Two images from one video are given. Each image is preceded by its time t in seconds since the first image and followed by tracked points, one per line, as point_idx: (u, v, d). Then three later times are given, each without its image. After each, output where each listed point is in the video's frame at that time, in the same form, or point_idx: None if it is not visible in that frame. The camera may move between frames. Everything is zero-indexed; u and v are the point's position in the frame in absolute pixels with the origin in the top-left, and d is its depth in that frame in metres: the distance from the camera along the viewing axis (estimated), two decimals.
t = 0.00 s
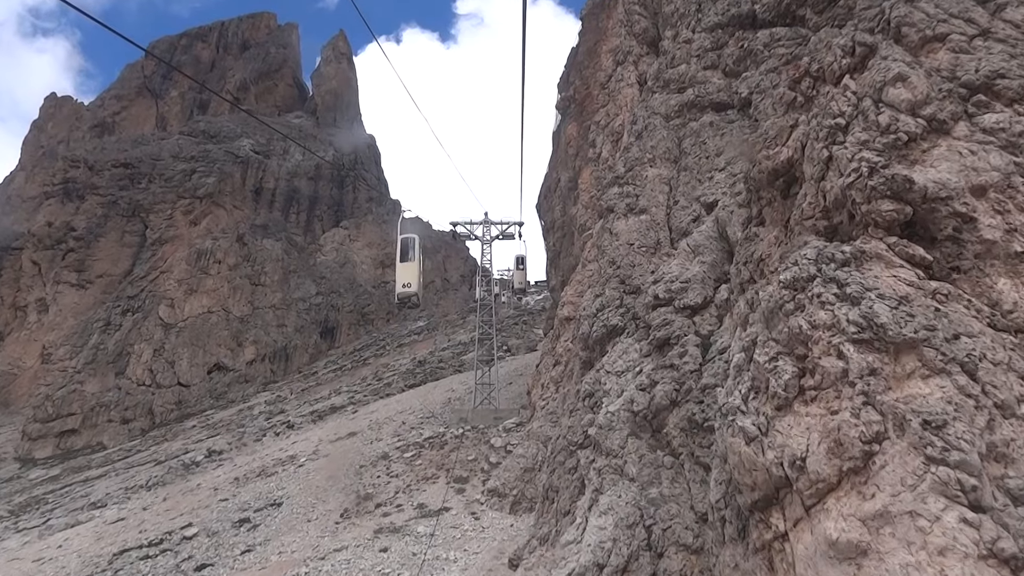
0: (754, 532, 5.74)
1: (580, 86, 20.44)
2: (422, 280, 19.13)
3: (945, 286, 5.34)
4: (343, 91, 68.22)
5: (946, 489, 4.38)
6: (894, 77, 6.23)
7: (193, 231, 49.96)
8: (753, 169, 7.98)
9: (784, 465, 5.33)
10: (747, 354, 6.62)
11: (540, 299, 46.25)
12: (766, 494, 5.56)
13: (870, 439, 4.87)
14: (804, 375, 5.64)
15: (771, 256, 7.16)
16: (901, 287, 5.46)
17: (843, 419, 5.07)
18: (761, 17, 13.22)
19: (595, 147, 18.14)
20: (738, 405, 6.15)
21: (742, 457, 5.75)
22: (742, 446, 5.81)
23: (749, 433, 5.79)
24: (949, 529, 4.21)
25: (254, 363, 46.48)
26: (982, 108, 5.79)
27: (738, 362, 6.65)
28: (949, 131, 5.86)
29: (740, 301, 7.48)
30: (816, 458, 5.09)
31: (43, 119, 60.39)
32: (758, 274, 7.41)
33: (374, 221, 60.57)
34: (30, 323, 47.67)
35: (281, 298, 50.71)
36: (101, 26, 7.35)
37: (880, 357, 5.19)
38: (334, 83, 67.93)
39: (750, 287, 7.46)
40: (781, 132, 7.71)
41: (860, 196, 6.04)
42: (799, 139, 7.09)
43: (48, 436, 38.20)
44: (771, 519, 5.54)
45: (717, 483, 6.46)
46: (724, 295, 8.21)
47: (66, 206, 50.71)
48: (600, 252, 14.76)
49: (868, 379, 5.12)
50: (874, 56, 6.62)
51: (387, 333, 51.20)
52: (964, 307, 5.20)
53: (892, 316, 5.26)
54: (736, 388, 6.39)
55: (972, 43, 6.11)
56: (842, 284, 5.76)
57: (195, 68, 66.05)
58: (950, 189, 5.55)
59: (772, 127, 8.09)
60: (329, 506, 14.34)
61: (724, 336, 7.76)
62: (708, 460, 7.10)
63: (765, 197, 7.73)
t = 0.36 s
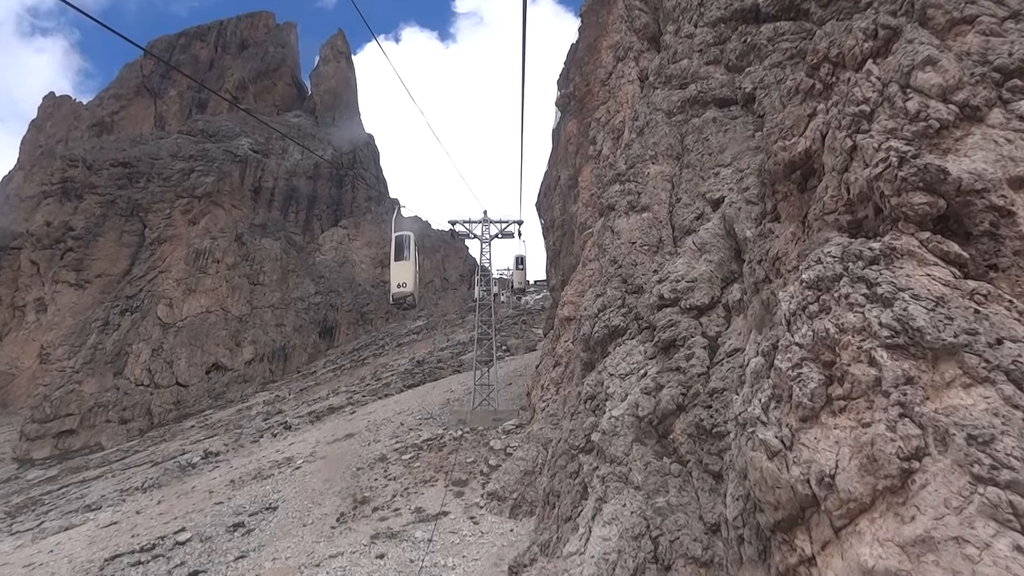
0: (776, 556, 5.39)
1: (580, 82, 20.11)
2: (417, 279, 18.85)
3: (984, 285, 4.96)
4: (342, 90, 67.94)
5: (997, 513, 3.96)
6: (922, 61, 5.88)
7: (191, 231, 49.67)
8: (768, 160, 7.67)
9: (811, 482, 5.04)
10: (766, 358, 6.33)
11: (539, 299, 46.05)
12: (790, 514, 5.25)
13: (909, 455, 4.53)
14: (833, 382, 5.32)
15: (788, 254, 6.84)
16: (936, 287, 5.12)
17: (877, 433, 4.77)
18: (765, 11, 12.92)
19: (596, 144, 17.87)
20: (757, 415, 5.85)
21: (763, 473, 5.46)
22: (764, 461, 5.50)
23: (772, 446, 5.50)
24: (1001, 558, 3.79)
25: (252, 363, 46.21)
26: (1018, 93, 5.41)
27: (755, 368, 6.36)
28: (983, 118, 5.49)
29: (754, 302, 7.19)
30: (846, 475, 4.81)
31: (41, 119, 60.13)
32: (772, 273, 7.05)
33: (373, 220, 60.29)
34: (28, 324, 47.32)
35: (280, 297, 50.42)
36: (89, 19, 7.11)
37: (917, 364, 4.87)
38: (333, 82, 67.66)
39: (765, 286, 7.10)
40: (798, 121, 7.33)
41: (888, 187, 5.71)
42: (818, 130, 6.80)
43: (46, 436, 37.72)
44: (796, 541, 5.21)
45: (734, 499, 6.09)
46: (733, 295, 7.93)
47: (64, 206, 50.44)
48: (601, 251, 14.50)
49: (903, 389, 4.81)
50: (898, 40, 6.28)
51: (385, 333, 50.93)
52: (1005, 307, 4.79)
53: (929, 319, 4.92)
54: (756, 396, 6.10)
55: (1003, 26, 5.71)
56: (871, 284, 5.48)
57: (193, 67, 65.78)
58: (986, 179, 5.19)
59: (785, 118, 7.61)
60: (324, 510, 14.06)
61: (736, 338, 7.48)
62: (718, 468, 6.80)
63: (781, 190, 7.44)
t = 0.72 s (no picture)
0: None
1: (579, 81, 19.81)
2: (411, 280, 18.64)
3: None
4: (340, 91, 67.68)
5: None
6: (955, 43, 5.54)
7: (190, 232, 49.36)
8: (783, 153, 7.38)
9: (842, 504, 4.69)
10: (783, 362, 6.05)
11: (538, 299, 45.81)
12: (819, 537, 4.97)
13: (955, 475, 4.15)
14: (866, 391, 4.98)
15: (806, 252, 6.58)
16: (976, 288, 4.78)
17: (916, 450, 4.40)
18: (767, 7, 12.75)
19: (595, 143, 17.61)
20: (780, 427, 5.52)
21: (789, 493, 5.09)
22: (788, 479, 5.16)
23: (797, 463, 5.14)
24: None
25: (250, 364, 45.89)
26: None
27: (773, 374, 6.07)
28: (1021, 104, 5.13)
29: (769, 303, 6.90)
30: (882, 497, 4.46)
31: (39, 120, 59.86)
32: (789, 273, 6.80)
33: (371, 221, 60.02)
34: (25, 326, 46.83)
35: (278, 298, 50.11)
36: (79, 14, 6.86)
37: (958, 373, 4.51)
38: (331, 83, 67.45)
39: (781, 287, 6.86)
40: (815, 111, 6.95)
41: (921, 179, 5.37)
42: (838, 120, 6.48)
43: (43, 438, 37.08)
44: (825, 567, 4.93)
45: (753, 519, 5.77)
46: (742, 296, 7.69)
47: (62, 207, 50.06)
48: (601, 251, 14.23)
49: (945, 400, 4.44)
50: (924, 23, 5.95)
51: (384, 333, 50.59)
52: None
53: (971, 323, 4.56)
54: (778, 403, 5.77)
55: None
56: (905, 284, 5.14)
57: (191, 68, 65.54)
58: None
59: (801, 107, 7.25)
60: (319, 516, 13.77)
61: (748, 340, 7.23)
62: (727, 477, 6.54)
63: (797, 184, 7.16)
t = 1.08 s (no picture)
0: None
1: (576, 78, 19.47)
2: (401, 281, 18.29)
3: None
4: (336, 91, 67.34)
5: None
6: (990, 21, 5.16)
7: (185, 234, 48.93)
8: (796, 144, 7.05)
9: (878, 527, 4.42)
10: (803, 368, 5.77)
11: (535, 300, 45.62)
12: (850, 564, 4.73)
13: (1009, 500, 3.83)
14: (905, 402, 4.67)
15: (824, 248, 6.31)
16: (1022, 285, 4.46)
17: (962, 470, 4.07)
18: (768, 3, 12.64)
19: (594, 141, 17.33)
20: (805, 441, 5.25)
21: (818, 515, 4.83)
22: (817, 500, 4.89)
23: (827, 482, 4.86)
24: None
25: (246, 367, 45.62)
26: None
27: (793, 381, 5.79)
28: None
29: (784, 304, 6.63)
30: (924, 522, 4.15)
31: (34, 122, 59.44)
32: (805, 270, 6.52)
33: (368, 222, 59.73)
34: (20, 328, 46.09)
35: (274, 300, 49.78)
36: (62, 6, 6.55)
37: (1007, 381, 4.17)
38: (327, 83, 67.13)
39: (796, 286, 6.58)
40: (832, 98, 6.72)
41: (958, 168, 5.07)
42: (858, 109, 6.16)
43: (37, 441, 37.84)
44: None
45: (772, 537, 5.50)
46: (750, 297, 7.44)
47: (57, 209, 49.58)
48: (600, 252, 13.96)
49: (995, 413, 4.09)
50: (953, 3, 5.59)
51: (381, 335, 50.26)
52: None
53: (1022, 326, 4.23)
54: (804, 413, 5.47)
55: None
56: (944, 283, 4.85)
57: (187, 69, 65.15)
58: None
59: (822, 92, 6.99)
60: (313, 522, 13.48)
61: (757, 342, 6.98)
62: (736, 487, 6.28)
63: (812, 177, 6.86)
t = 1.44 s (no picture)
0: None
1: (574, 76, 19.16)
2: (390, 283, 18.02)
3: None
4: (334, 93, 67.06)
5: None
6: None
7: (183, 235, 48.52)
8: (815, 132, 6.72)
9: (925, 558, 4.14)
10: (827, 375, 5.48)
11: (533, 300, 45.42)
12: None
13: None
14: (953, 416, 4.33)
15: (847, 244, 5.96)
16: None
17: None
18: None
19: (593, 139, 17.05)
20: (838, 458, 4.98)
21: (857, 543, 4.58)
22: (854, 526, 4.64)
23: (866, 506, 4.60)
24: None
25: (244, 368, 45.37)
26: None
27: (819, 390, 5.51)
28: None
29: (803, 303, 6.32)
30: (979, 552, 3.86)
31: (31, 124, 59.04)
32: (826, 268, 6.18)
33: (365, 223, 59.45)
34: (18, 330, 45.43)
35: (272, 302, 49.51)
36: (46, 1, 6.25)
37: None
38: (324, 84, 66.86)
39: (815, 286, 6.25)
40: (855, 83, 6.37)
41: (1001, 153, 4.68)
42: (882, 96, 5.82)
43: (34, 444, 37.43)
44: None
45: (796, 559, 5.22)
46: (759, 297, 7.20)
47: (54, 211, 49.15)
48: (600, 251, 13.67)
49: None
50: None
51: (379, 336, 49.93)
52: None
53: None
54: (836, 424, 5.15)
55: None
56: (992, 280, 4.47)
57: (184, 71, 64.81)
58: None
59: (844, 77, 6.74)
60: (308, 529, 13.19)
61: (768, 343, 6.72)
62: (747, 497, 6.07)
63: (832, 168, 6.54)
